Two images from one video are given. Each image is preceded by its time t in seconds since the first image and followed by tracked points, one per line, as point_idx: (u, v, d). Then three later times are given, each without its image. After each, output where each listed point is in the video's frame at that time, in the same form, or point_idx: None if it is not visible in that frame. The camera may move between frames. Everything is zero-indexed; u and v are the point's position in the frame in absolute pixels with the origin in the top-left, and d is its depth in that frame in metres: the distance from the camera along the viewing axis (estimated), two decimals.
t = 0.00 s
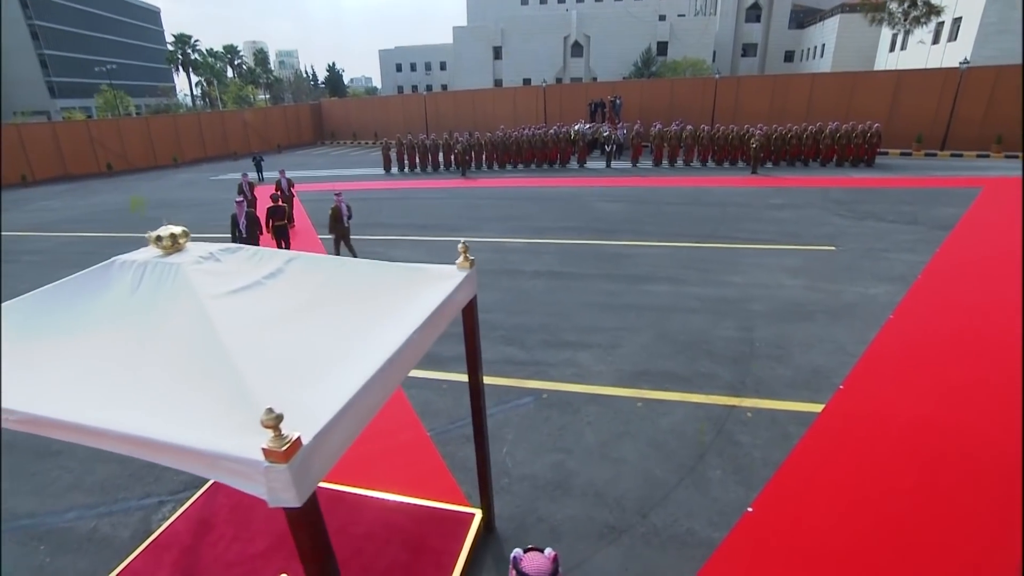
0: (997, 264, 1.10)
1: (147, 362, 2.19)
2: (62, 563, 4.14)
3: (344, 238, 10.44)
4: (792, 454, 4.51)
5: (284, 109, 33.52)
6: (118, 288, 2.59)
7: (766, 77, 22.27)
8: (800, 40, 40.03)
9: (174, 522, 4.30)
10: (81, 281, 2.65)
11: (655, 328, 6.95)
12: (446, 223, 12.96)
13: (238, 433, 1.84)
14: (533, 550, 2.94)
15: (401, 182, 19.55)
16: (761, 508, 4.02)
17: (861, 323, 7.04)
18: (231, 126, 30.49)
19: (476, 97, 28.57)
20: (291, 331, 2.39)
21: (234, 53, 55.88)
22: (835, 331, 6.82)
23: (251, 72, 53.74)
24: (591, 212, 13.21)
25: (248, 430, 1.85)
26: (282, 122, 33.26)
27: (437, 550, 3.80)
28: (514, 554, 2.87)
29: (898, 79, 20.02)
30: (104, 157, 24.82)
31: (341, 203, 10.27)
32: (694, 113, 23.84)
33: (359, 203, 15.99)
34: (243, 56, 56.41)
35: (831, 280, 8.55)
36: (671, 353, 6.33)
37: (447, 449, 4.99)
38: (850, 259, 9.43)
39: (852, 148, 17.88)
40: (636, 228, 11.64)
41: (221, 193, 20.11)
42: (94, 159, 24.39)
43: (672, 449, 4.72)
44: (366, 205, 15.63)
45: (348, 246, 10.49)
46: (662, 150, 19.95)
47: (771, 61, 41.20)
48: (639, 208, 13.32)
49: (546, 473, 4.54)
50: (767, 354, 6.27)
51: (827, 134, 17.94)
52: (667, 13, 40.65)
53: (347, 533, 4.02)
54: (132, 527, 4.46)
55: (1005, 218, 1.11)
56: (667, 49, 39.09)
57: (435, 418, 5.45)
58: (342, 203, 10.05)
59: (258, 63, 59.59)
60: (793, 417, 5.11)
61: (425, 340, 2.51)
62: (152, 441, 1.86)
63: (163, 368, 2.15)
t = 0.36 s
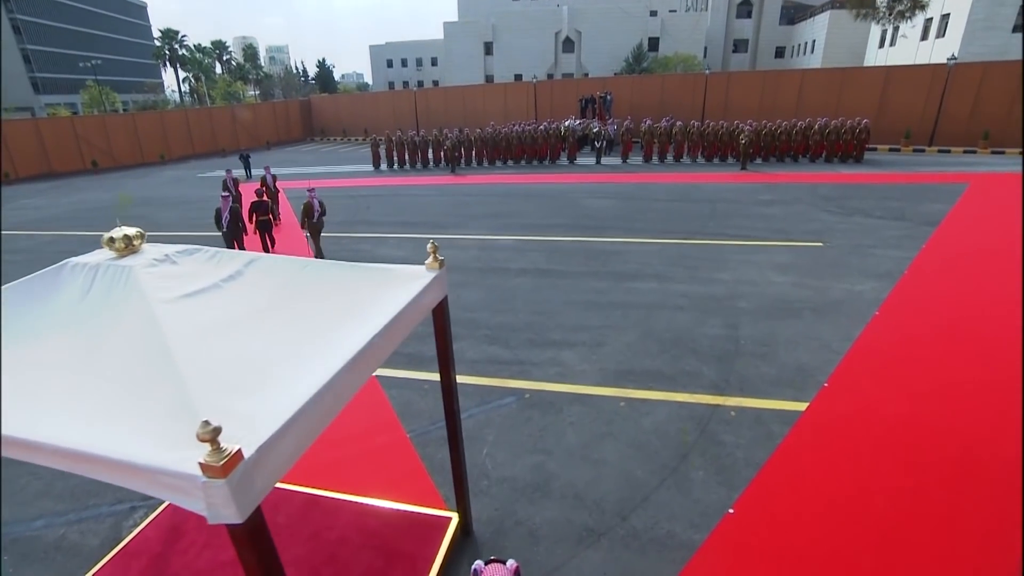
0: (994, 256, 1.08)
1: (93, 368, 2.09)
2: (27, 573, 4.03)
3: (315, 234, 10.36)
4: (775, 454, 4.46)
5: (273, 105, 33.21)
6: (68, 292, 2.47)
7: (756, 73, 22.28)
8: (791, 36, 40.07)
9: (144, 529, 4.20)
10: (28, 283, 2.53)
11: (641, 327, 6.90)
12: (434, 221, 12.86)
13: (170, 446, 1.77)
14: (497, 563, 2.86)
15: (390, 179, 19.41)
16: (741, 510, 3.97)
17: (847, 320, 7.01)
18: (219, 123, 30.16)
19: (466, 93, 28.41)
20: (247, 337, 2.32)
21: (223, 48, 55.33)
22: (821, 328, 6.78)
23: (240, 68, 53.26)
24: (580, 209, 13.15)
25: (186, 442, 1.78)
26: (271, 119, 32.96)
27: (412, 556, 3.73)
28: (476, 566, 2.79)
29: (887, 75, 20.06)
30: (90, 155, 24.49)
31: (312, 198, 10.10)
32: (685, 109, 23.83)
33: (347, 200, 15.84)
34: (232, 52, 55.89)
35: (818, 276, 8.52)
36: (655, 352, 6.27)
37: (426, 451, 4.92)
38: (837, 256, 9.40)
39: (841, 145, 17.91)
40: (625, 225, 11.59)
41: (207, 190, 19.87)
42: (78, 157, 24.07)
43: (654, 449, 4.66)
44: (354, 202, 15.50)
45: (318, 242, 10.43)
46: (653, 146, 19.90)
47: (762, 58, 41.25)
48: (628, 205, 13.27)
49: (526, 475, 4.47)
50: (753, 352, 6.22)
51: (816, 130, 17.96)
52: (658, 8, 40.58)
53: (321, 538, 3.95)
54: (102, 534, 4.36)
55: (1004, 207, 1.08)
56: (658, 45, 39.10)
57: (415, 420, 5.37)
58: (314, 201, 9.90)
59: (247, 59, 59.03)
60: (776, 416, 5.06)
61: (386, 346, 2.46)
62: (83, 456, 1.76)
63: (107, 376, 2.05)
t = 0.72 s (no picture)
0: (995, 256, 1.02)
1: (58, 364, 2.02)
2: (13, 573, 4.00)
3: (311, 228, 10.49)
4: (774, 462, 4.35)
5: (282, 104, 33.31)
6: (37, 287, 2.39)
7: (765, 72, 22.06)
8: (803, 35, 39.64)
9: (132, 532, 4.14)
10: None
11: (642, 329, 6.78)
12: (438, 220, 12.80)
13: (124, 453, 1.72)
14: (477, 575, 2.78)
15: (396, 178, 19.40)
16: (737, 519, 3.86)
17: (853, 324, 6.86)
18: (229, 122, 30.31)
19: (474, 92, 28.36)
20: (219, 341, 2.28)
21: (233, 48, 55.67)
22: (826, 332, 6.64)
23: (251, 67, 53.57)
24: (585, 208, 13.04)
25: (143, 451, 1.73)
26: (280, 118, 33.09)
27: (399, 562, 3.66)
28: None
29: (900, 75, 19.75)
30: (101, 153, 24.67)
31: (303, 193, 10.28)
32: (694, 109, 23.63)
33: (352, 199, 15.84)
34: (243, 51, 56.18)
35: (824, 279, 8.37)
36: (655, 355, 6.16)
37: (419, 454, 4.85)
38: (845, 258, 9.23)
39: (851, 145, 17.66)
40: (630, 225, 11.47)
41: (214, 188, 19.95)
42: (89, 155, 24.27)
43: (650, 455, 4.56)
44: (359, 201, 15.50)
45: (314, 237, 10.55)
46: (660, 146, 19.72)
47: (773, 58, 40.90)
48: (633, 205, 13.15)
49: (519, 480, 4.39)
50: (755, 356, 6.10)
51: (826, 130, 17.70)
52: (668, 8, 40.29)
53: (309, 542, 3.89)
54: (91, 535, 4.32)
55: (1006, 211, 1.02)
56: (668, 44, 38.97)
57: (409, 422, 5.31)
58: (308, 195, 10.06)
59: (257, 58, 59.34)
60: (777, 422, 4.94)
61: (361, 352, 2.41)
62: (34, 462, 1.70)
63: (68, 375, 1.98)
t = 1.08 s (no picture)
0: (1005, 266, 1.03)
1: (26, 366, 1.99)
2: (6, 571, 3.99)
3: (310, 227, 10.60)
4: (776, 472, 4.24)
5: (295, 104, 33.53)
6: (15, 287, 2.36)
7: (779, 73, 21.79)
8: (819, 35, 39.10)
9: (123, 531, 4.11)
10: None
11: (645, 332, 6.66)
12: (445, 220, 12.76)
13: (80, 460, 1.68)
14: None
15: (405, 178, 19.42)
16: (737, 531, 3.76)
17: (863, 330, 6.70)
18: (242, 121, 30.55)
19: (485, 92, 28.34)
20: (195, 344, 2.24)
21: (248, 48, 56.16)
22: (835, 338, 6.49)
23: (265, 68, 54.01)
24: (593, 209, 12.92)
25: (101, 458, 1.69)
26: (293, 117, 33.30)
27: (387, 567, 3.61)
28: None
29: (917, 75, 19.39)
30: (117, 152, 24.95)
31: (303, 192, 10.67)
32: (706, 109, 23.41)
33: (360, 199, 15.87)
34: (258, 52, 56.71)
35: (835, 283, 8.20)
36: (658, 359, 6.04)
37: (413, 458, 4.79)
38: (857, 262, 9.04)
39: (867, 147, 17.36)
40: (638, 226, 11.34)
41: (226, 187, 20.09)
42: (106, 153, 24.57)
43: (649, 463, 4.46)
44: (367, 201, 15.51)
45: (314, 235, 10.64)
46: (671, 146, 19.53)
47: (788, 58, 40.41)
48: (642, 206, 13.01)
49: (513, 486, 4.31)
50: (760, 362, 5.96)
51: (841, 131, 17.43)
52: (682, 8, 40.01)
53: (298, 545, 3.85)
54: (85, 533, 4.31)
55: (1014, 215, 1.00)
56: (681, 45, 38.72)
57: (405, 425, 5.25)
58: (307, 193, 10.35)
59: (272, 58, 59.84)
60: (781, 430, 4.81)
61: (339, 358, 2.35)
62: None
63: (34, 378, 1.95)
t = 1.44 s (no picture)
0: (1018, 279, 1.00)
1: None
2: None
3: (305, 224, 10.91)
4: (774, 481, 4.13)
5: (305, 103, 33.66)
6: None
7: (789, 73, 21.55)
8: (832, 35, 38.66)
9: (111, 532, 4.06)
10: None
11: (646, 335, 6.55)
12: (449, 220, 12.71)
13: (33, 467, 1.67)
14: None
15: (411, 177, 19.40)
16: (732, 543, 3.65)
17: (869, 335, 6.55)
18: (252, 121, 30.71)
19: (493, 92, 28.30)
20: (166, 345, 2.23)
21: (259, 48, 56.44)
22: (840, 344, 6.35)
23: (276, 68, 54.27)
24: (598, 210, 12.81)
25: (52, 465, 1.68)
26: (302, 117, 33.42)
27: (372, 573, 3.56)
28: None
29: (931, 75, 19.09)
30: (128, 151, 25.10)
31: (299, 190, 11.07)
32: (715, 108, 23.20)
33: (365, 198, 15.85)
34: (269, 53, 57.06)
35: (842, 287, 8.05)
36: (658, 364, 5.93)
37: (405, 461, 4.72)
38: (864, 266, 8.87)
39: (878, 148, 17.12)
40: (643, 228, 11.22)
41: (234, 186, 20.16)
42: (118, 152, 24.72)
43: (644, 470, 4.36)
44: (372, 200, 15.51)
45: (309, 232, 10.92)
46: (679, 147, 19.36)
47: (800, 58, 39.99)
48: (648, 207, 12.87)
49: (505, 492, 4.24)
50: (762, 368, 5.84)
51: (851, 132, 17.20)
52: (692, 8, 39.72)
53: (284, 549, 3.81)
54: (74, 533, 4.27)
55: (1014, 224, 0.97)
56: (691, 45, 38.49)
57: (399, 427, 5.19)
58: (301, 191, 10.71)
59: (283, 58, 60.15)
60: (781, 438, 4.70)
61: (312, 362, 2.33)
62: None
63: None
